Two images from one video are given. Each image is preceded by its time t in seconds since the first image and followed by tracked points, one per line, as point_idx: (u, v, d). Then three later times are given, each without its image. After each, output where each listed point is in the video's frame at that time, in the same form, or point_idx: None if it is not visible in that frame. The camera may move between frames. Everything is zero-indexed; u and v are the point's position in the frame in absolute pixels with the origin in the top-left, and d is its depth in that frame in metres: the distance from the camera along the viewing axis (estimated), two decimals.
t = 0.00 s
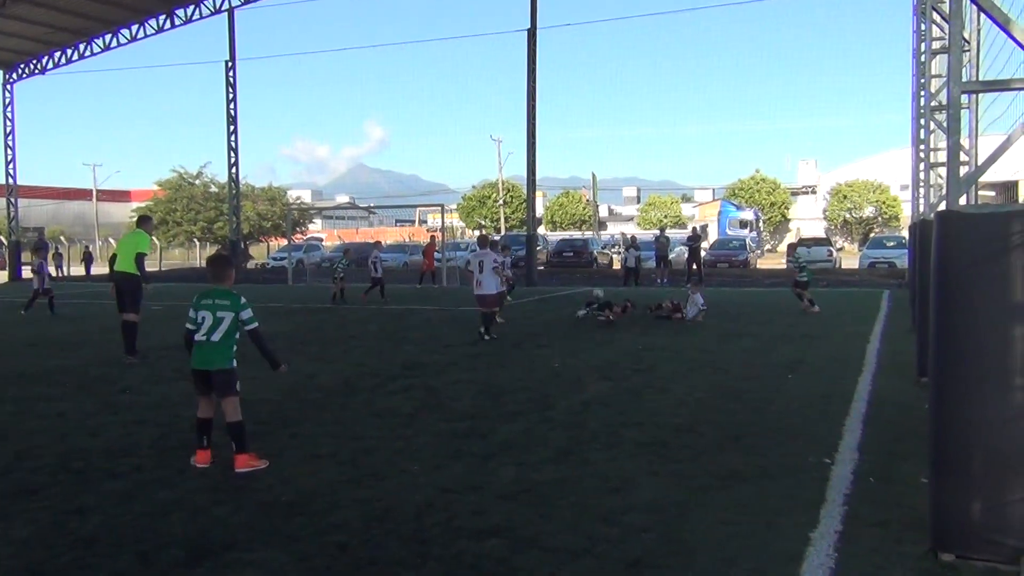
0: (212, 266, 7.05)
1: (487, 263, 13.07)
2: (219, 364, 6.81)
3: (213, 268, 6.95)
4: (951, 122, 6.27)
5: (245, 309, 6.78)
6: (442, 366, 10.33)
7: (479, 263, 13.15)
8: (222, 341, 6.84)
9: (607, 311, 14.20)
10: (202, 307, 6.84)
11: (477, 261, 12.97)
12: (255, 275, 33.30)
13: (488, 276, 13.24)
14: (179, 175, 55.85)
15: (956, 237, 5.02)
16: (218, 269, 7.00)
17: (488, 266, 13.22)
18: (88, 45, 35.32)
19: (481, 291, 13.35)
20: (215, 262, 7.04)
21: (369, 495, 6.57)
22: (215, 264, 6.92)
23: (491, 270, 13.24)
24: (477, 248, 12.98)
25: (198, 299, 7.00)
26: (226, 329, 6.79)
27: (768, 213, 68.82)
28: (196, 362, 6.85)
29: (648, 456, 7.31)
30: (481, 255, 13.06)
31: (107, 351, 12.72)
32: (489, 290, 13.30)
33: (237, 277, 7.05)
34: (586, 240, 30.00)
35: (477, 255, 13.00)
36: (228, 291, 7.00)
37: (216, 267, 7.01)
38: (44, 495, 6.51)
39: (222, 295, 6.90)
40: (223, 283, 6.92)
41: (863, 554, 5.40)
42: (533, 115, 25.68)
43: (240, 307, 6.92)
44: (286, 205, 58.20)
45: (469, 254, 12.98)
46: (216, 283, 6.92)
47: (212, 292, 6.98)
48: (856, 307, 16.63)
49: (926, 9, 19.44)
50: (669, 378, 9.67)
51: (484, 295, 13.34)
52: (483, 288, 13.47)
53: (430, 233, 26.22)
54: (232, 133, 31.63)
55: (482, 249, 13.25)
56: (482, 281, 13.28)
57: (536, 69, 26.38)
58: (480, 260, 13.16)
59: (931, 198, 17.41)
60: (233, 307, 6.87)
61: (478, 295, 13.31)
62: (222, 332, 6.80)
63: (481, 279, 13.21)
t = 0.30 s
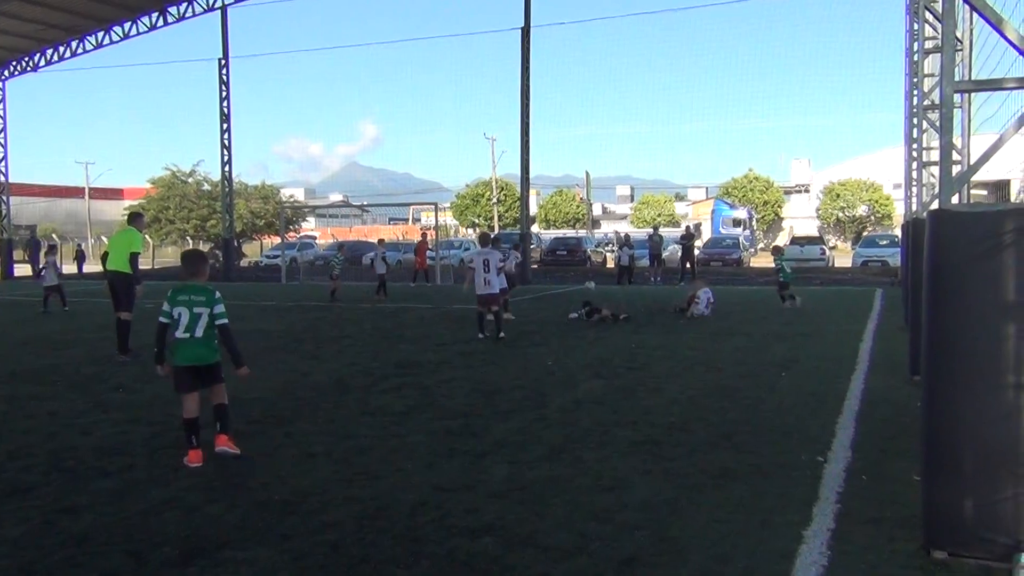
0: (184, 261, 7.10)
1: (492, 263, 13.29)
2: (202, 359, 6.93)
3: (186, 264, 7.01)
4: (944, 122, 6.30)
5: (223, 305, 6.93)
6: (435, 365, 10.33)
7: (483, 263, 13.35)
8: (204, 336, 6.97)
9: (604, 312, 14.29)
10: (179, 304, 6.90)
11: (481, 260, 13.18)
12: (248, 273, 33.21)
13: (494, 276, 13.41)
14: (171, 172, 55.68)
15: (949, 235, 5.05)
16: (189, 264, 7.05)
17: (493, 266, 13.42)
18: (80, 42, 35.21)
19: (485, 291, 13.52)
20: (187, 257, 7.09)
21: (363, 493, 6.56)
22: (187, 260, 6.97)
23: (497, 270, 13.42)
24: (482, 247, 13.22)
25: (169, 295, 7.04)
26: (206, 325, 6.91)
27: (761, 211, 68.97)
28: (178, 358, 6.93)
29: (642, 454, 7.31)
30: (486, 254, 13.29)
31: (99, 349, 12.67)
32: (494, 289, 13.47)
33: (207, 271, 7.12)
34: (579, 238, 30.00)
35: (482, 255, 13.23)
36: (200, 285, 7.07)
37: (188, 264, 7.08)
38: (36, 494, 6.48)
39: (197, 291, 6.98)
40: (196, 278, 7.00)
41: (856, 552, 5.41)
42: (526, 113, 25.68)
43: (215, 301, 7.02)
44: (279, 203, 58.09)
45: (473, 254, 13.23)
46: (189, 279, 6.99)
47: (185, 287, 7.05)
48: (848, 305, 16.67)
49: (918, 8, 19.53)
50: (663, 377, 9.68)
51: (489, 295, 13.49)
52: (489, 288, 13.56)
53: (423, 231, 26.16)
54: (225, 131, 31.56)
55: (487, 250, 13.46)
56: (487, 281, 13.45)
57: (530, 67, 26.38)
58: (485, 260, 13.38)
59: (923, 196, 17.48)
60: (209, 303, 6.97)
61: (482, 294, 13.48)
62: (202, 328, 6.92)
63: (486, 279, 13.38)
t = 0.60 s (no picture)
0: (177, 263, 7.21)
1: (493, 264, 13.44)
2: (195, 357, 6.98)
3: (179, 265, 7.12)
4: (940, 120, 6.31)
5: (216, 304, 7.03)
6: (432, 364, 10.33)
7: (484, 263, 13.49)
8: (196, 335, 7.01)
9: (603, 312, 14.26)
10: (172, 303, 6.97)
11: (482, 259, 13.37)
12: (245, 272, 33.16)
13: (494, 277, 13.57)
14: (167, 172, 55.60)
15: (944, 232, 5.07)
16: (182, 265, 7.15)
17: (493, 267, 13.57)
18: (76, 41, 35.17)
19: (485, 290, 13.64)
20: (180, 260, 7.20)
21: (359, 492, 6.56)
22: (179, 261, 7.03)
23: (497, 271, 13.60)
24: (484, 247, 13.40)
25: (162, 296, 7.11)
26: (199, 323, 6.96)
27: (758, 210, 69.00)
28: (171, 357, 6.99)
29: (639, 453, 7.32)
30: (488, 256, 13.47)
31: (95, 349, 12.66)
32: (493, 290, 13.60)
33: (202, 272, 7.20)
34: (576, 237, 30.00)
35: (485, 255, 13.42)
36: (193, 286, 7.15)
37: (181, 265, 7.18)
38: (32, 493, 6.48)
39: (190, 291, 7.06)
40: (189, 278, 7.06)
41: (852, 550, 5.41)
42: (522, 112, 25.68)
43: (208, 301, 7.09)
44: (275, 202, 58.06)
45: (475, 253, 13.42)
46: (181, 278, 7.05)
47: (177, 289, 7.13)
48: (845, 304, 16.69)
49: (914, 7, 19.55)
50: (659, 376, 9.69)
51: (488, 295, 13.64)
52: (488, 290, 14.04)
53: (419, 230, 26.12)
54: (221, 130, 31.55)
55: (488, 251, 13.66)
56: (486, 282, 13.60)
57: (526, 67, 26.37)
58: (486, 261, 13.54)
59: (919, 195, 17.50)
60: (202, 302, 7.04)
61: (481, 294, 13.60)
62: (195, 326, 6.97)
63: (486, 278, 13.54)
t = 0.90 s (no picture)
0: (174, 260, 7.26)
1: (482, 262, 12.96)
2: (191, 353, 7.03)
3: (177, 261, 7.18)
4: (937, 120, 6.32)
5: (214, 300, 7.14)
6: (430, 364, 10.32)
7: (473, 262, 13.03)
8: (191, 331, 7.06)
9: (599, 313, 14.22)
10: (170, 299, 7.02)
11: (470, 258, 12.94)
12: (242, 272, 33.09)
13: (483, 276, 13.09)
14: (164, 171, 55.48)
15: (941, 233, 5.09)
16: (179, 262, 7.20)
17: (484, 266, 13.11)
18: (73, 40, 35.12)
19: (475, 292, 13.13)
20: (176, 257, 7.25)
21: (357, 492, 6.56)
22: (177, 256, 7.07)
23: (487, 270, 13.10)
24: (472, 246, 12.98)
25: (159, 291, 7.15)
26: (195, 318, 7.02)
27: (755, 210, 69.02)
28: (166, 352, 7.03)
29: (637, 453, 7.31)
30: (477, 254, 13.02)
31: (92, 349, 12.62)
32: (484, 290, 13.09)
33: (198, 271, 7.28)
34: (573, 236, 29.94)
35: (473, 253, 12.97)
36: (190, 284, 7.21)
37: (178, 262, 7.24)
38: (29, 494, 6.46)
39: (187, 288, 7.12)
40: (186, 275, 7.11)
41: (850, 550, 5.42)
42: (520, 112, 25.66)
43: (204, 298, 7.16)
44: (271, 202, 57.99)
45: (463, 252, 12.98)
46: (179, 275, 7.09)
47: (174, 285, 7.18)
48: (843, 304, 16.69)
49: (911, 7, 19.57)
50: (656, 375, 9.68)
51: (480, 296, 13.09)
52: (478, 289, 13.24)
53: (417, 229, 26.02)
54: (218, 129, 31.51)
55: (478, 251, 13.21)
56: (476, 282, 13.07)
57: (523, 66, 26.37)
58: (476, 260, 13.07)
59: (917, 194, 17.51)
60: (198, 298, 7.11)
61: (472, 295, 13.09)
62: (192, 322, 7.03)
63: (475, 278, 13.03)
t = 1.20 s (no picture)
0: (152, 257, 7.15)
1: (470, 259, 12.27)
2: (175, 352, 7.06)
3: (156, 260, 7.07)
4: (939, 117, 6.25)
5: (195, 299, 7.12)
6: (427, 363, 10.24)
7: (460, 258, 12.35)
8: (175, 330, 7.06)
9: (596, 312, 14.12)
10: (152, 300, 6.96)
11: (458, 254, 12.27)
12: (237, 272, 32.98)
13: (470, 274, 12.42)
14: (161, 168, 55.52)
15: (943, 232, 5.04)
16: (157, 261, 7.10)
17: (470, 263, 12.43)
18: (68, 37, 35.04)
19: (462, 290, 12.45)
20: (154, 254, 7.13)
21: (354, 493, 6.50)
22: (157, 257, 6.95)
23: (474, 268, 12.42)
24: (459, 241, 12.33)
25: (140, 290, 7.07)
26: (178, 319, 7.01)
27: (757, 208, 68.87)
28: (150, 352, 7.04)
29: (637, 453, 7.24)
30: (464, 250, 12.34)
31: (87, 348, 12.55)
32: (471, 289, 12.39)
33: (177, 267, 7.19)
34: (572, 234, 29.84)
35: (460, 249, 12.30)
36: (169, 281, 7.14)
37: (157, 260, 7.13)
38: (23, 495, 6.40)
39: (168, 287, 7.06)
40: (166, 274, 7.05)
41: (852, 551, 5.35)
42: (518, 110, 25.59)
43: (185, 297, 7.12)
44: (268, 200, 57.93)
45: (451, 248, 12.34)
46: (159, 275, 7.03)
47: (154, 283, 7.10)
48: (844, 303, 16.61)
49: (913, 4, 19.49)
50: (656, 375, 9.61)
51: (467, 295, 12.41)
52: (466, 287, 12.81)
53: (415, 228, 25.91)
54: (214, 127, 31.43)
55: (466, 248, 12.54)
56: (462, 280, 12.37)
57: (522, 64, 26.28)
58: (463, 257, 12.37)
59: (919, 192, 17.43)
60: (180, 298, 7.06)
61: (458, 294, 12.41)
62: (175, 322, 7.02)
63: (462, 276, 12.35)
